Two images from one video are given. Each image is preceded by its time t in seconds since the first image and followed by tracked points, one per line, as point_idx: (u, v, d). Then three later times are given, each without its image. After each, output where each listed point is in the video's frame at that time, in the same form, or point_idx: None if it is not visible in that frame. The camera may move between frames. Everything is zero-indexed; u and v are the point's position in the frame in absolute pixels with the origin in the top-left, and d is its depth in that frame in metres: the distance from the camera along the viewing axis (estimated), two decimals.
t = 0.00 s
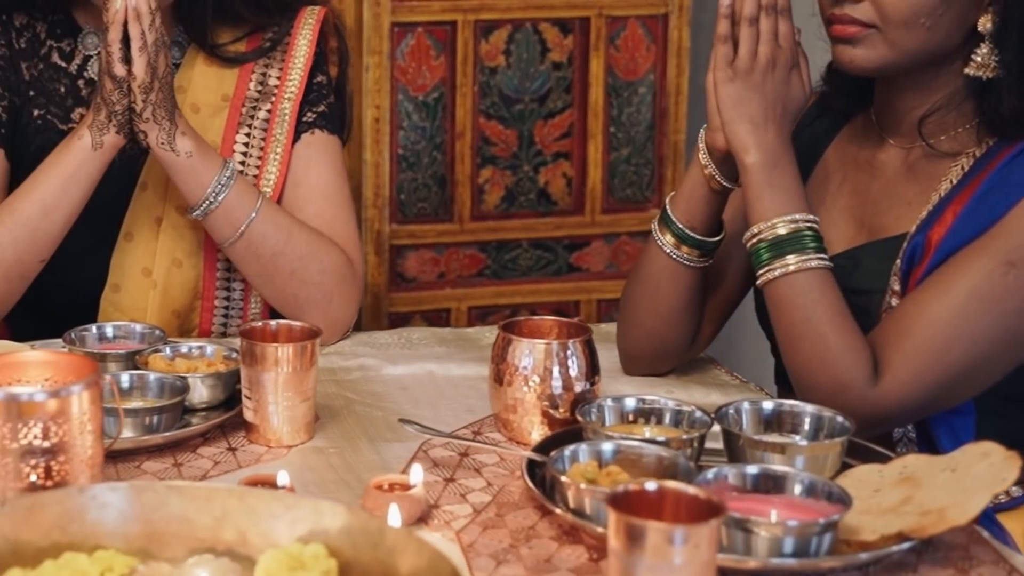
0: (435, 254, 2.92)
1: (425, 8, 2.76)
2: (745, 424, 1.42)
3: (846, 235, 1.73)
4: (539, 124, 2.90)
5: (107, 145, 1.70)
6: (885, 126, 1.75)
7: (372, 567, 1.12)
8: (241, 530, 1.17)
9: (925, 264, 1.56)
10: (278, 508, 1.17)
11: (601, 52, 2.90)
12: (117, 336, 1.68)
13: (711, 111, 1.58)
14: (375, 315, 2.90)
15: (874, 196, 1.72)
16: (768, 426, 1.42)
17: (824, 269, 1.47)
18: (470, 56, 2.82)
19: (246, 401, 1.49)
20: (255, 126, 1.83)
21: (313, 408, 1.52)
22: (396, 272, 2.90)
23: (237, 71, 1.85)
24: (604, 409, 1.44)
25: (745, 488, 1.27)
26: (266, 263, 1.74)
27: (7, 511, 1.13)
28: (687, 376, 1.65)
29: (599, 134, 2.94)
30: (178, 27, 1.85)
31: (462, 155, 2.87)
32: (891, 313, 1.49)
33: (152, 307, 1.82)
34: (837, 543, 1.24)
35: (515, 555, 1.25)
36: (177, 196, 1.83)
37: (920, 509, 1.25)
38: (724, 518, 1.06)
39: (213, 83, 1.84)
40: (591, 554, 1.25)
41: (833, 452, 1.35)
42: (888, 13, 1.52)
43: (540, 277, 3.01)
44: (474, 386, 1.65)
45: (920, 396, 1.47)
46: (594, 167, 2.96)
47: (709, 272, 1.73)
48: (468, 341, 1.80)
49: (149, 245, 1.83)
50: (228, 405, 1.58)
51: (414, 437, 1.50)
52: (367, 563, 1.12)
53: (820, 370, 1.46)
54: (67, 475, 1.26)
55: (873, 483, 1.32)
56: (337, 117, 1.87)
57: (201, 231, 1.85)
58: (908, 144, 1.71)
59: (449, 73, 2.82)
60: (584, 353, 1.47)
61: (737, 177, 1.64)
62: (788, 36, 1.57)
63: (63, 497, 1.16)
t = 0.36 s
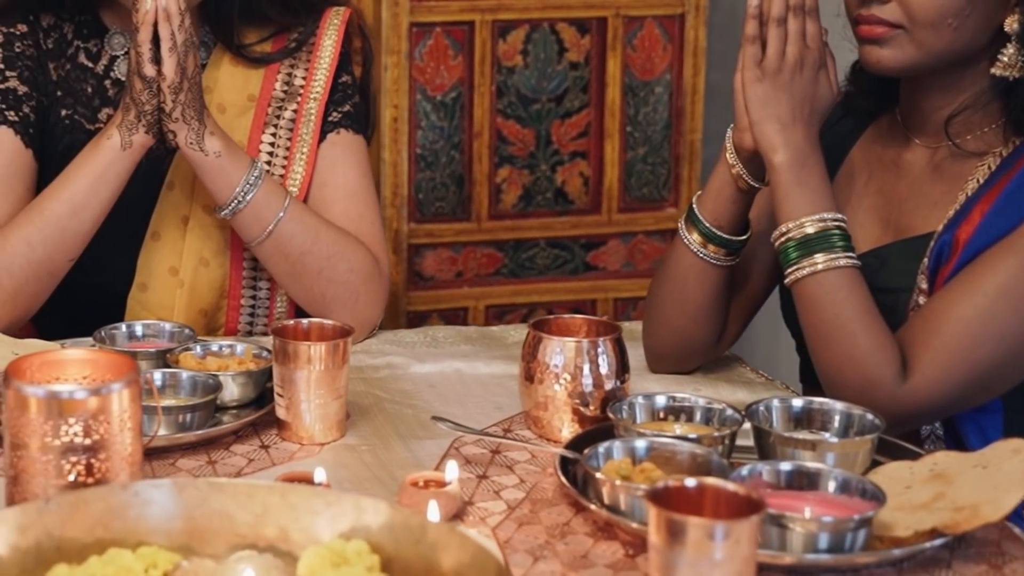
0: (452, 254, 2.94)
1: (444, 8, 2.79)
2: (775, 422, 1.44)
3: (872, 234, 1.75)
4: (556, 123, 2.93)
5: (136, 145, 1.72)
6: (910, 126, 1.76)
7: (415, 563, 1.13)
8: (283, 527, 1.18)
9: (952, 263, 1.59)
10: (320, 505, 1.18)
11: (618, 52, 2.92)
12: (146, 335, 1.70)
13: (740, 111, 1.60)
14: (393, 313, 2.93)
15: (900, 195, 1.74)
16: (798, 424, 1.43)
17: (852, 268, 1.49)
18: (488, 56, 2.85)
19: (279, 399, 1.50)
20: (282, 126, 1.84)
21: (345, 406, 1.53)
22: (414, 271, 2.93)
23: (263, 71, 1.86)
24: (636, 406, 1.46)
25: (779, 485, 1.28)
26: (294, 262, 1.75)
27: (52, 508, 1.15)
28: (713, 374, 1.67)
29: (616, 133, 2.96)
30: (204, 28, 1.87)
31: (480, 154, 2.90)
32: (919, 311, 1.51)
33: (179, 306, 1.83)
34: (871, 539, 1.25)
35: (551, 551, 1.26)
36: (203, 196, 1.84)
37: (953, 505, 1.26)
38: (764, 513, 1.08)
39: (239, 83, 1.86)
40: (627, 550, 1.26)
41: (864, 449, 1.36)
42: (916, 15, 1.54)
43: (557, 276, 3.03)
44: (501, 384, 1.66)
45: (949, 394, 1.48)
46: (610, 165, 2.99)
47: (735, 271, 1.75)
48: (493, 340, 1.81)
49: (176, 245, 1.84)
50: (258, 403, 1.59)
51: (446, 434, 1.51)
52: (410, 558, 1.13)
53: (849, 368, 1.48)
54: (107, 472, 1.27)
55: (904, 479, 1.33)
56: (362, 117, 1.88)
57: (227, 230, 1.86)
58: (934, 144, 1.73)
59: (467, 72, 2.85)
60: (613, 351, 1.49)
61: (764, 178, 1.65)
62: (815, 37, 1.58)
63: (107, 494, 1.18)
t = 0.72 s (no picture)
0: (471, 252, 2.96)
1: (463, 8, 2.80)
2: (806, 419, 1.45)
3: (898, 233, 1.78)
4: (574, 123, 2.94)
5: (166, 144, 1.73)
6: (937, 126, 1.78)
7: (457, 558, 1.14)
8: (325, 522, 1.20)
9: (981, 262, 1.62)
10: (362, 502, 1.20)
11: (635, 51, 2.94)
12: (176, 333, 1.71)
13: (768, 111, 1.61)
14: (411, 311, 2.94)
15: (927, 194, 1.77)
16: (829, 421, 1.45)
17: (880, 266, 1.51)
18: (507, 55, 2.86)
19: (312, 397, 1.51)
20: (308, 125, 1.85)
21: (377, 404, 1.54)
22: (433, 269, 2.95)
23: (289, 71, 1.87)
24: (667, 404, 1.47)
25: (814, 482, 1.29)
26: (322, 260, 1.76)
27: (100, 504, 1.17)
28: (740, 371, 1.68)
29: (633, 133, 2.98)
30: (231, 27, 1.88)
31: (498, 154, 2.92)
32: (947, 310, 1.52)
33: (207, 304, 1.85)
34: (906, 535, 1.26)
35: (589, 547, 1.27)
36: (230, 195, 1.85)
37: (987, 502, 1.28)
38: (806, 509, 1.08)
39: (266, 83, 1.87)
40: (663, 545, 1.28)
41: (895, 446, 1.37)
42: (945, 16, 1.56)
43: (574, 275, 3.05)
44: (530, 382, 1.67)
45: (977, 392, 1.49)
46: (627, 164, 3.00)
47: (761, 269, 1.76)
48: (519, 338, 1.82)
49: (204, 243, 1.86)
50: (289, 401, 1.60)
51: (477, 432, 1.53)
52: (453, 553, 1.14)
53: (878, 365, 1.50)
54: (148, 469, 1.29)
55: (936, 476, 1.34)
56: (387, 117, 1.89)
57: (254, 229, 1.88)
58: (961, 143, 1.75)
59: (486, 72, 2.86)
60: (644, 349, 1.50)
61: (791, 176, 1.67)
62: (845, 37, 1.61)
63: (151, 490, 1.19)
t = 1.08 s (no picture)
0: (489, 251, 3.11)
1: (484, 8, 2.95)
2: (838, 416, 1.47)
3: (927, 231, 1.82)
4: (592, 122, 3.09)
5: (197, 142, 1.75)
6: (965, 125, 1.81)
7: (501, 553, 1.15)
8: (368, 517, 1.21)
9: (1011, 260, 1.63)
10: (406, 497, 1.21)
11: (653, 51, 3.08)
12: (206, 331, 1.72)
13: (798, 110, 1.65)
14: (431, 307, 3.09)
15: (956, 192, 1.80)
16: (861, 417, 1.46)
17: (911, 264, 1.53)
18: (526, 55, 3.00)
19: (346, 393, 1.52)
20: (336, 124, 1.86)
21: (410, 400, 1.55)
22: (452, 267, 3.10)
23: (317, 71, 1.88)
24: (700, 400, 1.48)
25: (851, 478, 1.31)
26: (351, 258, 1.78)
27: (148, 499, 1.18)
28: (767, 368, 1.69)
29: (651, 132, 3.12)
30: (259, 27, 1.90)
31: (517, 152, 3.06)
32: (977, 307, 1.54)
33: (236, 302, 1.86)
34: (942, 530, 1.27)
35: (627, 542, 1.29)
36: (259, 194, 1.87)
37: (1021, 498, 1.29)
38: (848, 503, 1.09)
39: (293, 82, 1.88)
40: (701, 540, 1.29)
41: (928, 442, 1.38)
42: (974, 15, 1.59)
43: (592, 273, 3.21)
44: (559, 378, 1.68)
45: (1007, 389, 1.51)
46: (645, 162, 3.14)
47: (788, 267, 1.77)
48: (546, 335, 1.83)
49: (232, 242, 1.88)
50: (321, 398, 1.61)
51: (511, 428, 1.54)
52: (497, 548, 1.15)
53: (909, 362, 1.52)
54: (190, 465, 1.29)
55: (969, 473, 1.35)
56: (414, 116, 1.91)
57: (281, 227, 1.89)
58: (988, 142, 1.78)
59: (504, 71, 3.01)
60: (676, 346, 1.51)
61: (820, 173, 1.69)
62: (874, 36, 1.65)
63: (196, 485, 1.20)
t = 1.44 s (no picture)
0: (510, 249, 3.20)
1: (506, 9, 3.05)
2: (872, 412, 1.47)
3: (958, 228, 1.87)
4: (612, 121, 3.18)
5: (228, 140, 1.76)
6: (995, 123, 1.87)
7: (546, 547, 1.16)
8: (411, 512, 1.22)
9: None
10: (447, 492, 1.22)
11: (674, 50, 3.17)
12: (238, 328, 1.73)
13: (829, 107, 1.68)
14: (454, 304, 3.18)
15: (985, 191, 1.86)
16: (894, 413, 1.46)
17: (943, 262, 1.58)
18: (547, 54, 3.10)
19: (380, 389, 1.53)
20: (364, 122, 1.87)
21: (445, 396, 1.56)
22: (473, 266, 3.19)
23: (345, 69, 1.89)
24: (734, 396, 1.49)
25: (888, 473, 1.32)
26: (381, 256, 1.79)
27: (197, 492, 1.18)
28: (796, 365, 1.70)
29: (671, 130, 3.21)
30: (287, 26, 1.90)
31: (538, 151, 3.15)
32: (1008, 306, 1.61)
33: (265, 299, 1.88)
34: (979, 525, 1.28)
35: (666, 536, 1.29)
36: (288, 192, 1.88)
37: None
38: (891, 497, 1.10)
39: (321, 79, 1.89)
40: (740, 535, 1.29)
41: (963, 437, 1.39)
42: (1004, 13, 1.67)
43: (614, 271, 3.29)
44: (589, 374, 1.69)
45: None
46: (665, 161, 3.24)
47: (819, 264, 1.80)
48: (574, 332, 1.84)
49: (262, 239, 1.89)
50: (354, 394, 1.62)
51: (545, 424, 1.55)
52: (541, 542, 1.16)
53: (942, 359, 1.57)
54: (232, 459, 1.30)
55: (1005, 468, 1.36)
56: (441, 114, 1.93)
57: (310, 224, 1.90)
58: (1019, 140, 1.85)
59: (525, 70, 3.10)
60: (709, 342, 1.52)
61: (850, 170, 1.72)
62: (905, 34, 1.69)
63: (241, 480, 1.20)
